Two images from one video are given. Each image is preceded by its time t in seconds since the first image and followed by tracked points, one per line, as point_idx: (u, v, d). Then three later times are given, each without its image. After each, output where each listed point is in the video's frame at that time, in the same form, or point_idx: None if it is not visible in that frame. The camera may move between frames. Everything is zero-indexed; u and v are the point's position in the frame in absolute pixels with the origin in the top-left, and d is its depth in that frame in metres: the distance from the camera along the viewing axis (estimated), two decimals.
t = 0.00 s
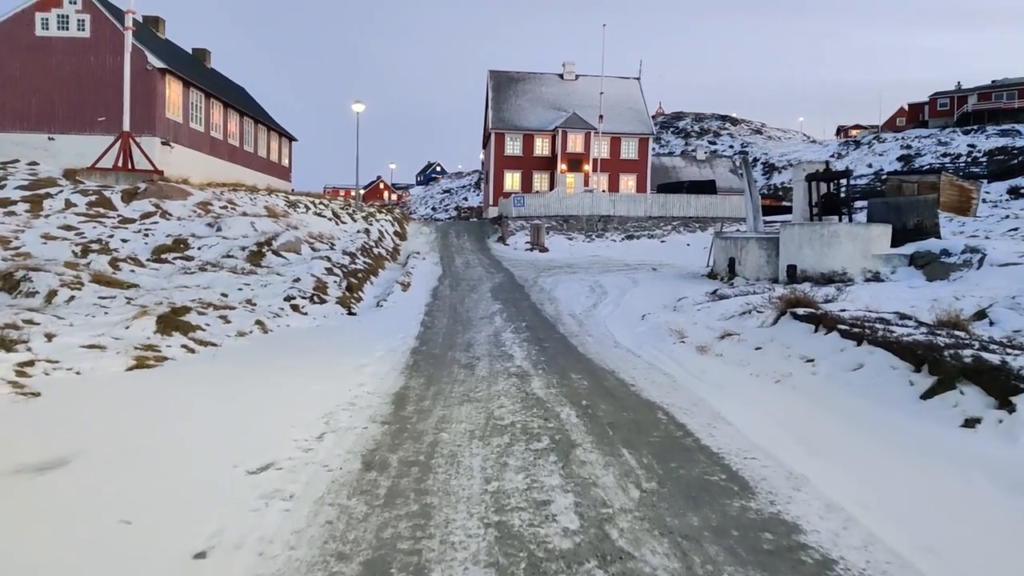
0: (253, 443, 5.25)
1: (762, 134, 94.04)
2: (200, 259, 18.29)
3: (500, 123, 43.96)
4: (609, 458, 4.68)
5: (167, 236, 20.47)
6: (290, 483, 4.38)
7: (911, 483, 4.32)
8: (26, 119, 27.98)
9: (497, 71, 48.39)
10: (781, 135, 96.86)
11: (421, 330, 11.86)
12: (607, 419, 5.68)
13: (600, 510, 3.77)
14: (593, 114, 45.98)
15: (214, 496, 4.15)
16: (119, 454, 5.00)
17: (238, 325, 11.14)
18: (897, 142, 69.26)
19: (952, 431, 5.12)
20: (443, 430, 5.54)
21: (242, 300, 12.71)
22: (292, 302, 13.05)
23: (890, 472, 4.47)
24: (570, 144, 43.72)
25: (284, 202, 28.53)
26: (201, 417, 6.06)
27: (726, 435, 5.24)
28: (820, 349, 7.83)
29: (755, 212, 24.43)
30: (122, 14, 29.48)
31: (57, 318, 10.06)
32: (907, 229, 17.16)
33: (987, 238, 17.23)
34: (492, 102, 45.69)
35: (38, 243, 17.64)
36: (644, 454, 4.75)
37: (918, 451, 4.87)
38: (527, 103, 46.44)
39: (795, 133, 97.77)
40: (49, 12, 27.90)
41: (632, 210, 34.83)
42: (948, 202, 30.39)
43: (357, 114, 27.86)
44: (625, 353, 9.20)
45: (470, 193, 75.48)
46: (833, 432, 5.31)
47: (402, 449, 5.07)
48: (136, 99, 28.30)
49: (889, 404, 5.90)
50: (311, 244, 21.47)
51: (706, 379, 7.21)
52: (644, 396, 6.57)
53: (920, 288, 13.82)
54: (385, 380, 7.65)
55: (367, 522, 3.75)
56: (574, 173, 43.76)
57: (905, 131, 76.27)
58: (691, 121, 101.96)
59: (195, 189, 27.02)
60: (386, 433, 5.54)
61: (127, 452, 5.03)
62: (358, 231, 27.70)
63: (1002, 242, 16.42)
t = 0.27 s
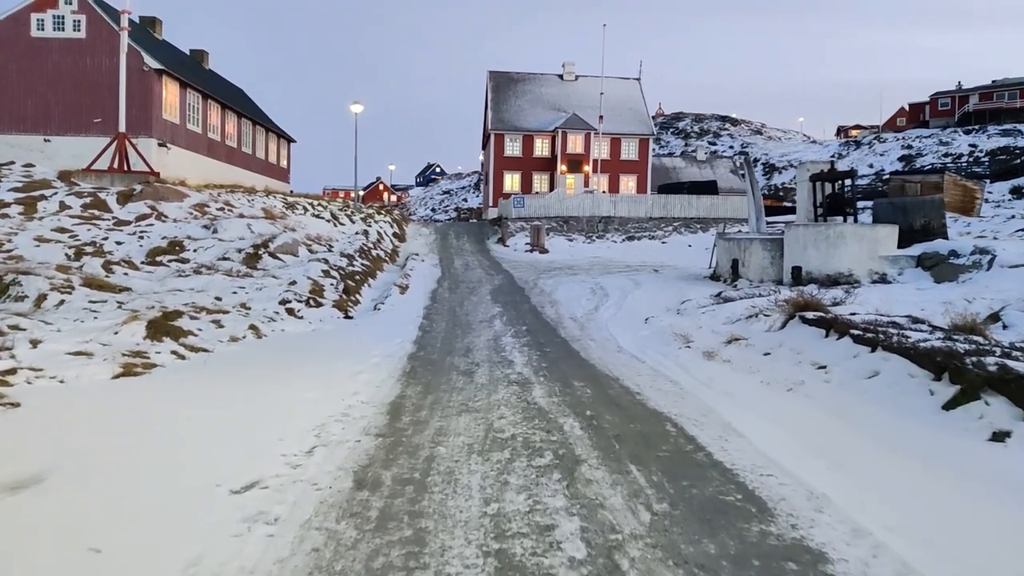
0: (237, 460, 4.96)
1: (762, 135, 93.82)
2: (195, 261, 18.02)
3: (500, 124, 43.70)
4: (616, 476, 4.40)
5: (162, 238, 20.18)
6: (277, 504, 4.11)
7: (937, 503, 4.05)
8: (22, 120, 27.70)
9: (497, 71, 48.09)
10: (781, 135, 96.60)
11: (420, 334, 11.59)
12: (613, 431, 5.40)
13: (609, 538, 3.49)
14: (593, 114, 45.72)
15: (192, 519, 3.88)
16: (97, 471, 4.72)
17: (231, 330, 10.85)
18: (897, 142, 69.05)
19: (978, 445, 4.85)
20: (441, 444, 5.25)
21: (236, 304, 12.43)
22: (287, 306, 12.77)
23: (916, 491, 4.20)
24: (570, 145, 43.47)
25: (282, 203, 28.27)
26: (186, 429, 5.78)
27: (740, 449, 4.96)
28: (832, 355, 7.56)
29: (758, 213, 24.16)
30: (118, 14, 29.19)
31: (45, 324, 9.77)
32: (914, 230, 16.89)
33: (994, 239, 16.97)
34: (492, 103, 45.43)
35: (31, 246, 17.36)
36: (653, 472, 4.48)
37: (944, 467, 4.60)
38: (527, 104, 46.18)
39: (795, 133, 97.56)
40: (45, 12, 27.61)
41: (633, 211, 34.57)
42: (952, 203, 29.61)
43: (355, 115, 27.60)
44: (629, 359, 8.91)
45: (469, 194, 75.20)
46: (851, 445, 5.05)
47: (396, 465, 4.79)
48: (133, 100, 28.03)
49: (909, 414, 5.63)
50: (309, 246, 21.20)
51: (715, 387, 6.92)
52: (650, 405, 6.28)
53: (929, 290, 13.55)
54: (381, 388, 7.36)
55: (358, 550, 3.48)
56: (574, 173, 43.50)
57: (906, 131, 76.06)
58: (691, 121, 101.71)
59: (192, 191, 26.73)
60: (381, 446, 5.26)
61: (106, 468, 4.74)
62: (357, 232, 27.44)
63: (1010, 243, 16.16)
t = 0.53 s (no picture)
0: (216, 468, 4.67)
1: (763, 134, 93.54)
2: (189, 260, 17.73)
3: (500, 122, 43.42)
4: (619, 486, 4.11)
5: (156, 236, 19.90)
6: (254, 517, 3.82)
7: (964, 516, 3.77)
8: (17, 117, 27.43)
9: (496, 69, 47.74)
10: (782, 134, 96.30)
11: (416, 334, 11.30)
12: (615, 436, 5.11)
13: (611, 556, 3.21)
14: (593, 113, 45.44)
15: (161, 534, 3.60)
16: (67, 479, 4.44)
17: (221, 329, 10.56)
18: (899, 141, 68.76)
19: (1003, 453, 4.57)
20: (433, 450, 4.96)
21: (228, 303, 12.13)
22: (280, 305, 12.47)
23: (940, 504, 3.92)
24: (570, 143, 43.19)
25: (279, 202, 27.99)
26: (165, 434, 5.49)
27: (750, 456, 4.67)
28: (842, 356, 7.27)
29: (760, 211, 23.88)
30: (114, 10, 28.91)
31: (29, 323, 9.49)
32: (920, 228, 16.59)
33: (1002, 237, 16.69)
34: (491, 101, 45.14)
35: (22, 243, 17.07)
36: (659, 481, 4.19)
37: (968, 476, 4.32)
38: (527, 102, 45.86)
39: (795, 132, 97.27)
40: (39, 8, 27.34)
41: (633, 210, 34.28)
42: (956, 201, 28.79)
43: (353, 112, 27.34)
44: (630, 360, 8.63)
45: (469, 194, 74.89)
46: (867, 452, 4.76)
47: (384, 474, 4.50)
48: (128, 97, 27.74)
49: (928, 419, 5.34)
50: (305, 244, 20.90)
51: (721, 389, 6.64)
52: (654, 409, 5.99)
53: (936, 289, 13.27)
54: (372, 390, 7.08)
55: (339, 570, 3.20)
56: (574, 172, 43.19)
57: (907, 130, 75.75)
58: (691, 120, 101.42)
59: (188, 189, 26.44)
60: (370, 453, 4.98)
61: (76, 476, 4.46)
62: (355, 231, 27.15)
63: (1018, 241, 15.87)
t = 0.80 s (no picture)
0: (192, 484, 4.40)
1: (763, 134, 93.23)
2: (183, 261, 17.44)
3: (499, 122, 43.13)
4: (622, 510, 3.83)
5: (150, 237, 19.60)
6: (227, 546, 3.55)
7: (992, 546, 3.51)
8: (11, 116, 27.14)
9: (496, 69, 47.45)
10: (782, 135, 96.03)
11: (412, 338, 11.03)
12: (617, 452, 4.84)
13: None
14: (594, 113, 45.17)
15: (125, 564, 3.33)
16: (32, 493, 4.16)
17: (211, 333, 10.28)
18: (900, 141, 68.53)
19: None
20: (424, 467, 4.68)
21: (219, 306, 11.84)
22: (273, 308, 12.19)
23: (965, 533, 3.65)
24: (570, 143, 42.92)
25: (276, 202, 27.70)
26: (143, 445, 5.21)
27: (759, 476, 4.41)
28: (852, 364, 6.99)
29: (762, 212, 23.60)
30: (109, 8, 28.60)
31: (12, 328, 9.21)
32: (925, 229, 16.31)
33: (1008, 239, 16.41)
34: (491, 101, 44.84)
35: (12, 244, 16.79)
36: (663, 504, 3.92)
37: (992, 501, 4.05)
38: (527, 102, 45.57)
39: (796, 133, 96.96)
40: (33, 6, 27.04)
41: (634, 210, 34.00)
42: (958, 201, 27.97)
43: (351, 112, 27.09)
44: (631, 367, 8.35)
45: (469, 194, 74.58)
46: (884, 472, 4.49)
47: (370, 495, 4.22)
48: (124, 96, 27.45)
49: (946, 435, 5.06)
50: (301, 245, 20.62)
51: (728, 400, 6.35)
52: (657, 421, 5.73)
53: (943, 292, 13.00)
54: (363, 399, 6.80)
55: None
56: (574, 172, 42.90)
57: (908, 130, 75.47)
58: (691, 121, 101.12)
59: (184, 188, 26.15)
60: (357, 470, 4.70)
61: (43, 491, 4.17)
62: (352, 231, 26.87)
63: None
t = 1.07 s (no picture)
0: (170, 495, 4.12)
1: (764, 134, 92.96)
2: (177, 260, 17.16)
3: (499, 121, 42.85)
4: (630, 526, 3.55)
5: (144, 236, 19.33)
6: (201, 566, 3.28)
7: None
8: (6, 114, 26.86)
9: (496, 68, 47.17)
10: (783, 135, 95.73)
11: (409, 339, 10.76)
12: (623, 461, 4.57)
13: None
14: (594, 112, 44.89)
15: None
16: None
17: (202, 334, 10.00)
18: (901, 141, 68.26)
19: None
20: (417, 477, 4.40)
21: (211, 306, 11.56)
22: (267, 308, 11.91)
23: (1000, 551, 3.38)
24: (570, 143, 42.64)
25: (274, 201, 27.42)
26: (122, 452, 4.94)
27: (774, 487, 4.14)
28: (864, 367, 6.70)
29: (764, 211, 23.33)
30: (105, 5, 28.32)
31: None
32: (932, 228, 16.04)
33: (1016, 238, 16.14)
34: (491, 99, 44.57)
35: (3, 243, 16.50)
36: (674, 519, 3.65)
37: None
38: (527, 101, 45.28)
39: (796, 133, 96.74)
40: (28, 2, 26.77)
41: (634, 209, 33.73)
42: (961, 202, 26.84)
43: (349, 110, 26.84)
44: (634, 369, 8.07)
45: (469, 193, 74.27)
46: (906, 483, 4.23)
47: (359, 507, 3.94)
48: (119, 93, 27.17)
49: (968, 442, 4.80)
50: (298, 244, 20.33)
51: (736, 404, 6.09)
52: (663, 426, 5.46)
53: (952, 292, 12.73)
54: (356, 403, 6.52)
55: None
56: (574, 172, 42.62)
57: (909, 130, 75.21)
58: (692, 120, 100.81)
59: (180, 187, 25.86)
60: (347, 479, 4.43)
61: (9, 503, 3.89)
62: (350, 231, 26.60)
63: None
